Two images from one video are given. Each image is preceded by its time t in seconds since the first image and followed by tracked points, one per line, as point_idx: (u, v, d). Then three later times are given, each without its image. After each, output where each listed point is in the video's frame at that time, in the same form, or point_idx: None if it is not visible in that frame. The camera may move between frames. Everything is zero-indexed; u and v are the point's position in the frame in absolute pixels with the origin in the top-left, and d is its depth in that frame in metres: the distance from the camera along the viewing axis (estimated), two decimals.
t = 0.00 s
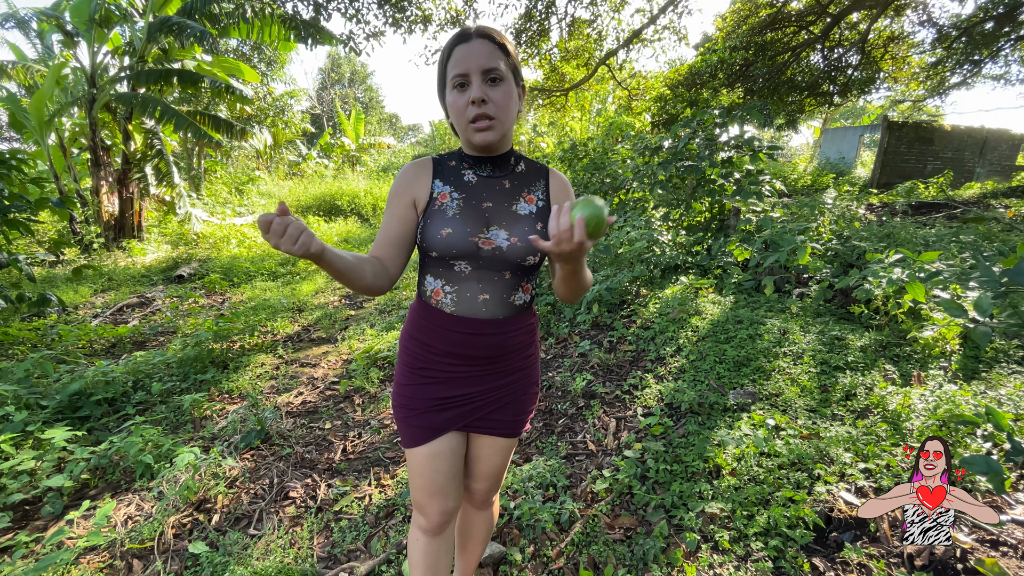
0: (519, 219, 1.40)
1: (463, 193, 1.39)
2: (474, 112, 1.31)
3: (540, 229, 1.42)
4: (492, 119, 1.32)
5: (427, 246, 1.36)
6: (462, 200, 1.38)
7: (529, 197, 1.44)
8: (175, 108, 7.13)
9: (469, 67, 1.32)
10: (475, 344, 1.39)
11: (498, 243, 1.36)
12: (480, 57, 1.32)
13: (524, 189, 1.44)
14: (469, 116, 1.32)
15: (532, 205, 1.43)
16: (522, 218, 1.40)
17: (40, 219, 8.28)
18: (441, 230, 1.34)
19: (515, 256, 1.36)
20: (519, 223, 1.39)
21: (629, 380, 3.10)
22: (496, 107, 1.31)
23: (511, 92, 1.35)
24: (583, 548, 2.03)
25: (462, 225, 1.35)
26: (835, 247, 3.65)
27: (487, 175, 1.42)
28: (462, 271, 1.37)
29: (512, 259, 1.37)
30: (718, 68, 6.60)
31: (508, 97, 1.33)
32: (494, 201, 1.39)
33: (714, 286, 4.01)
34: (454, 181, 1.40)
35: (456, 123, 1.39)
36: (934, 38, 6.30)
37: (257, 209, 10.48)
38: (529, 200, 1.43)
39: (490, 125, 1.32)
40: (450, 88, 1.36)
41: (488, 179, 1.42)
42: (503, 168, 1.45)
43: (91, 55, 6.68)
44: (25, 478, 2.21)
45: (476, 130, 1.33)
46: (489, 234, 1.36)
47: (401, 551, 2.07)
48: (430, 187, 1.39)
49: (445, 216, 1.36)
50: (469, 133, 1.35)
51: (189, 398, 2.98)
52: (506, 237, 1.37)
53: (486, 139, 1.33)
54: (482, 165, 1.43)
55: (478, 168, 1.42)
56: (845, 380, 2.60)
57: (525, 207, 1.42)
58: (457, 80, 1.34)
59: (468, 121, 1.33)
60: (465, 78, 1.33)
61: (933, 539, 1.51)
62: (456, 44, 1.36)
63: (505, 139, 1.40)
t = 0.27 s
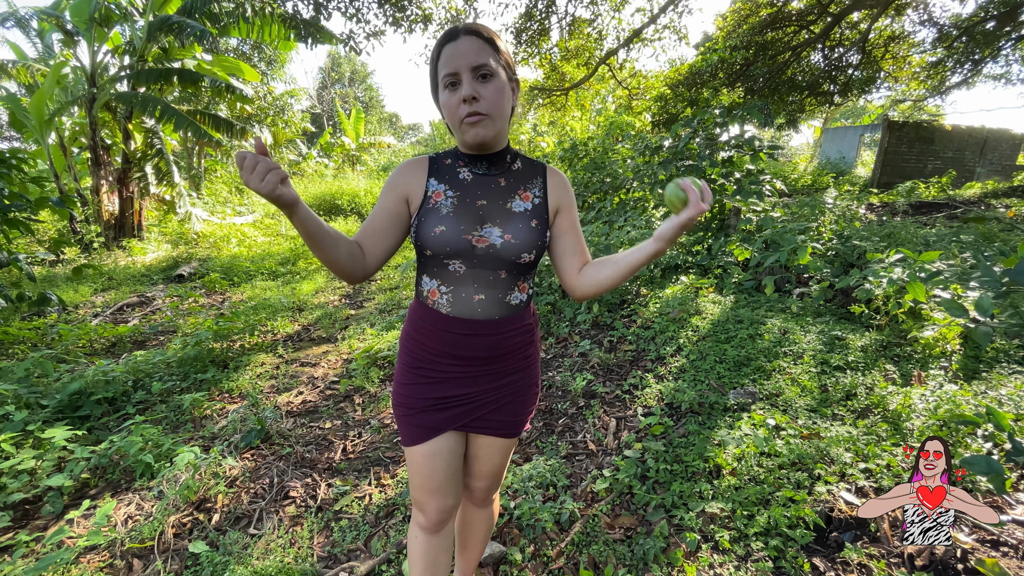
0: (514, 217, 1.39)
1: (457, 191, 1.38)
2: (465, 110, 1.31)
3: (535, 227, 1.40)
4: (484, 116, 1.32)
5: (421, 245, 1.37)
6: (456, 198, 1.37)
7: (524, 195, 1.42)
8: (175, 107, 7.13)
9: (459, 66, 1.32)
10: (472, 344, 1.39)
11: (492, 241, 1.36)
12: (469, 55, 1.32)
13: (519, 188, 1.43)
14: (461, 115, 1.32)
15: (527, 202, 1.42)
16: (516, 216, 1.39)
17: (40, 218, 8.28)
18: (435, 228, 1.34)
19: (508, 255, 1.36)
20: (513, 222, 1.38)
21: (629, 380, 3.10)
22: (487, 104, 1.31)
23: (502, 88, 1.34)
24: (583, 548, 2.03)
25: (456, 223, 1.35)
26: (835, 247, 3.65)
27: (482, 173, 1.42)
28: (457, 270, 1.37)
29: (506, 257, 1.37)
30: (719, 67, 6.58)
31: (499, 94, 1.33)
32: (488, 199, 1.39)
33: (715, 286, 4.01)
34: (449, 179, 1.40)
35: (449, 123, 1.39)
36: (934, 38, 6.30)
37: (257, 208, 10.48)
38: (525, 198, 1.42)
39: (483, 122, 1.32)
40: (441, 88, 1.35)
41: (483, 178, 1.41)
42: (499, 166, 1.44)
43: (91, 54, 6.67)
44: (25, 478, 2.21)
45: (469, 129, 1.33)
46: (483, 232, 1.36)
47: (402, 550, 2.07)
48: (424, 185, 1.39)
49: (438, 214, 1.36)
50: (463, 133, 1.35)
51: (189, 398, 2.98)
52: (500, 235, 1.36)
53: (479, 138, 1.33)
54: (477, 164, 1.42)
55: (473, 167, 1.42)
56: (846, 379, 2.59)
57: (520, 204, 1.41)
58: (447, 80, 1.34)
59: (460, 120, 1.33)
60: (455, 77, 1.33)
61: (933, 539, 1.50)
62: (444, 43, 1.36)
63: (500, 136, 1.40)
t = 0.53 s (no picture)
0: (516, 220, 1.39)
1: (460, 190, 1.38)
2: (479, 118, 1.31)
3: (537, 231, 1.41)
4: (497, 125, 1.33)
5: (423, 242, 1.36)
6: (459, 198, 1.37)
7: (526, 198, 1.42)
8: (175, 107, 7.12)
9: (473, 72, 1.30)
10: (473, 342, 1.39)
11: (495, 243, 1.36)
12: (485, 61, 1.30)
13: (521, 191, 1.43)
14: (474, 122, 1.32)
15: (529, 206, 1.42)
16: (518, 218, 1.39)
17: (40, 218, 8.28)
18: (438, 227, 1.34)
19: (510, 256, 1.37)
20: (515, 224, 1.39)
21: (630, 379, 3.09)
22: (501, 114, 1.32)
23: (515, 97, 1.35)
24: (583, 548, 2.03)
25: (459, 222, 1.35)
26: (836, 246, 3.64)
27: (485, 173, 1.41)
28: (458, 269, 1.37)
29: (508, 259, 1.38)
30: (719, 67, 6.57)
31: (512, 103, 1.34)
32: (491, 200, 1.39)
33: (715, 285, 4.01)
34: (452, 178, 1.39)
35: (458, 127, 1.38)
36: (935, 37, 6.29)
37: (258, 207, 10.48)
38: (526, 201, 1.42)
39: (496, 132, 1.34)
40: (454, 92, 1.33)
41: (486, 179, 1.41)
42: (502, 168, 1.43)
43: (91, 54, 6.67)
44: (25, 477, 2.21)
45: (482, 137, 1.35)
46: (486, 233, 1.36)
47: (402, 550, 2.07)
48: (428, 182, 1.38)
49: (442, 212, 1.35)
50: (475, 140, 1.36)
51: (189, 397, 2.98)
52: (503, 237, 1.37)
53: (491, 146, 1.36)
54: (481, 164, 1.41)
55: (476, 167, 1.41)
56: (846, 379, 2.59)
57: (522, 207, 1.41)
58: (461, 84, 1.32)
59: (473, 127, 1.33)
60: (470, 82, 1.31)
61: (933, 539, 1.50)
62: (457, 45, 1.33)
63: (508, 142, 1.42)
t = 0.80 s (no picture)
0: (514, 223, 1.38)
1: (460, 190, 1.38)
2: (485, 111, 1.31)
3: (534, 235, 1.39)
4: (502, 120, 1.32)
5: (420, 241, 1.36)
6: (458, 198, 1.37)
7: (526, 201, 1.41)
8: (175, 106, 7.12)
9: (484, 66, 1.31)
10: (468, 341, 1.40)
11: (491, 245, 1.35)
12: (497, 57, 1.31)
13: (522, 193, 1.41)
14: (479, 114, 1.31)
15: (528, 209, 1.40)
16: (516, 221, 1.38)
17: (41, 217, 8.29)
18: (435, 227, 1.34)
19: (505, 260, 1.37)
20: (513, 227, 1.38)
21: (630, 379, 3.09)
22: (507, 109, 1.31)
23: (523, 96, 1.35)
24: (583, 547, 2.03)
25: (456, 222, 1.35)
26: (836, 246, 3.64)
27: (486, 174, 1.41)
28: (453, 270, 1.37)
29: (504, 261, 1.37)
30: (719, 66, 6.56)
31: (519, 101, 1.33)
32: (490, 201, 1.38)
33: (716, 285, 4.01)
34: (453, 178, 1.39)
35: (463, 120, 1.38)
36: (935, 36, 6.28)
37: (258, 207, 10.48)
38: (526, 204, 1.40)
39: (499, 127, 1.32)
40: (463, 84, 1.34)
41: (486, 180, 1.40)
42: (504, 169, 1.43)
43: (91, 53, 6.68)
44: (25, 477, 2.21)
45: (484, 130, 1.33)
46: (483, 235, 1.36)
47: (402, 549, 2.07)
48: (428, 181, 1.38)
49: (440, 212, 1.35)
50: (477, 133, 1.34)
51: (190, 397, 2.98)
52: (499, 240, 1.36)
53: (492, 141, 1.34)
54: (483, 164, 1.41)
55: (477, 167, 1.41)
56: (847, 379, 2.59)
57: (521, 210, 1.39)
58: (470, 76, 1.32)
59: (478, 120, 1.32)
60: (479, 75, 1.31)
61: (933, 539, 1.50)
62: (471, 41, 1.34)
63: (512, 142, 1.40)
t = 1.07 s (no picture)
0: (511, 222, 1.38)
1: (456, 193, 1.38)
2: (476, 102, 1.30)
3: (533, 233, 1.39)
4: (493, 112, 1.32)
5: (418, 246, 1.37)
6: (454, 201, 1.37)
7: (523, 200, 1.40)
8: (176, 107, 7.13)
9: (475, 58, 1.32)
10: (468, 344, 1.40)
11: (489, 246, 1.36)
12: (488, 50, 1.32)
13: (518, 192, 1.41)
14: (470, 106, 1.31)
15: (525, 208, 1.40)
16: (514, 221, 1.38)
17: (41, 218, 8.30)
18: (432, 231, 1.34)
19: (505, 260, 1.37)
20: (511, 227, 1.37)
21: (630, 379, 3.09)
22: (498, 101, 1.31)
23: (515, 89, 1.35)
24: (583, 548, 2.03)
25: (453, 226, 1.35)
26: (836, 246, 3.64)
27: (481, 175, 1.40)
28: (453, 273, 1.38)
29: (503, 262, 1.37)
30: (719, 67, 6.56)
31: (511, 93, 1.33)
32: (486, 202, 1.38)
33: (716, 286, 4.01)
34: (447, 181, 1.39)
35: (455, 113, 1.38)
36: (936, 37, 6.28)
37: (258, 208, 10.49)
38: (523, 203, 1.40)
39: (490, 119, 1.32)
40: (454, 77, 1.34)
41: (481, 180, 1.40)
42: (499, 168, 1.42)
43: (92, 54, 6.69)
44: (25, 477, 2.21)
45: (475, 121, 1.32)
46: (481, 237, 1.36)
47: (402, 550, 2.07)
48: (423, 185, 1.38)
49: (436, 216, 1.35)
50: (468, 126, 1.34)
51: (190, 397, 2.98)
52: (497, 241, 1.36)
53: (483, 133, 1.32)
54: (477, 165, 1.41)
55: (472, 168, 1.41)
56: (846, 379, 2.59)
57: (518, 209, 1.39)
58: (461, 69, 1.33)
59: (469, 112, 1.32)
60: (470, 67, 1.32)
61: (933, 539, 1.49)
62: (463, 36, 1.36)
63: (504, 137, 1.40)
